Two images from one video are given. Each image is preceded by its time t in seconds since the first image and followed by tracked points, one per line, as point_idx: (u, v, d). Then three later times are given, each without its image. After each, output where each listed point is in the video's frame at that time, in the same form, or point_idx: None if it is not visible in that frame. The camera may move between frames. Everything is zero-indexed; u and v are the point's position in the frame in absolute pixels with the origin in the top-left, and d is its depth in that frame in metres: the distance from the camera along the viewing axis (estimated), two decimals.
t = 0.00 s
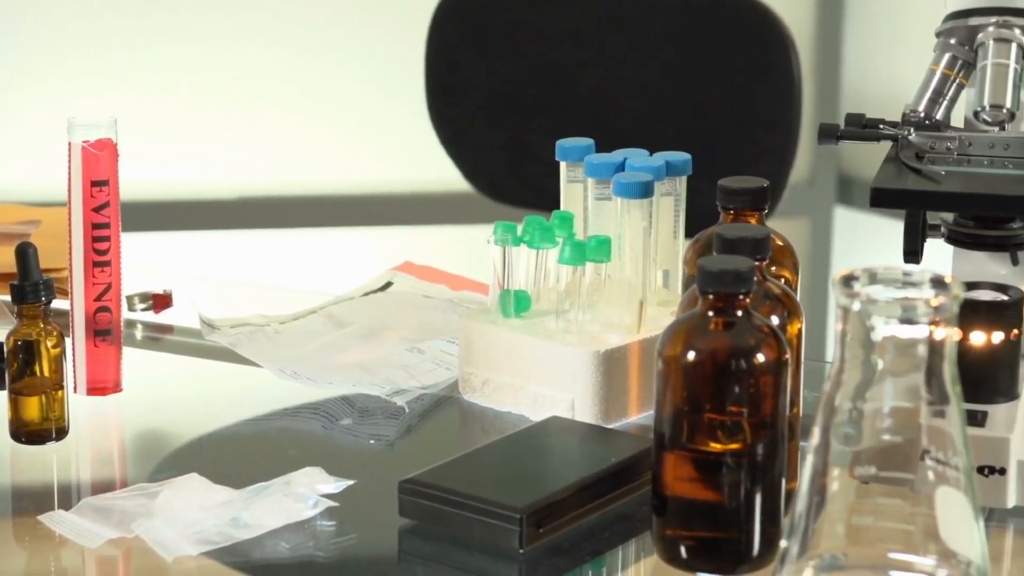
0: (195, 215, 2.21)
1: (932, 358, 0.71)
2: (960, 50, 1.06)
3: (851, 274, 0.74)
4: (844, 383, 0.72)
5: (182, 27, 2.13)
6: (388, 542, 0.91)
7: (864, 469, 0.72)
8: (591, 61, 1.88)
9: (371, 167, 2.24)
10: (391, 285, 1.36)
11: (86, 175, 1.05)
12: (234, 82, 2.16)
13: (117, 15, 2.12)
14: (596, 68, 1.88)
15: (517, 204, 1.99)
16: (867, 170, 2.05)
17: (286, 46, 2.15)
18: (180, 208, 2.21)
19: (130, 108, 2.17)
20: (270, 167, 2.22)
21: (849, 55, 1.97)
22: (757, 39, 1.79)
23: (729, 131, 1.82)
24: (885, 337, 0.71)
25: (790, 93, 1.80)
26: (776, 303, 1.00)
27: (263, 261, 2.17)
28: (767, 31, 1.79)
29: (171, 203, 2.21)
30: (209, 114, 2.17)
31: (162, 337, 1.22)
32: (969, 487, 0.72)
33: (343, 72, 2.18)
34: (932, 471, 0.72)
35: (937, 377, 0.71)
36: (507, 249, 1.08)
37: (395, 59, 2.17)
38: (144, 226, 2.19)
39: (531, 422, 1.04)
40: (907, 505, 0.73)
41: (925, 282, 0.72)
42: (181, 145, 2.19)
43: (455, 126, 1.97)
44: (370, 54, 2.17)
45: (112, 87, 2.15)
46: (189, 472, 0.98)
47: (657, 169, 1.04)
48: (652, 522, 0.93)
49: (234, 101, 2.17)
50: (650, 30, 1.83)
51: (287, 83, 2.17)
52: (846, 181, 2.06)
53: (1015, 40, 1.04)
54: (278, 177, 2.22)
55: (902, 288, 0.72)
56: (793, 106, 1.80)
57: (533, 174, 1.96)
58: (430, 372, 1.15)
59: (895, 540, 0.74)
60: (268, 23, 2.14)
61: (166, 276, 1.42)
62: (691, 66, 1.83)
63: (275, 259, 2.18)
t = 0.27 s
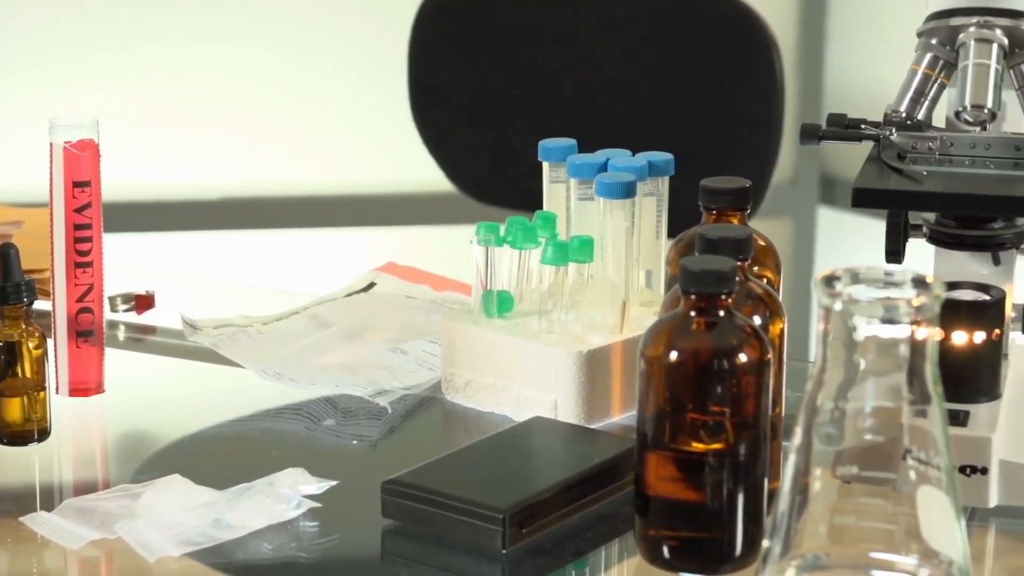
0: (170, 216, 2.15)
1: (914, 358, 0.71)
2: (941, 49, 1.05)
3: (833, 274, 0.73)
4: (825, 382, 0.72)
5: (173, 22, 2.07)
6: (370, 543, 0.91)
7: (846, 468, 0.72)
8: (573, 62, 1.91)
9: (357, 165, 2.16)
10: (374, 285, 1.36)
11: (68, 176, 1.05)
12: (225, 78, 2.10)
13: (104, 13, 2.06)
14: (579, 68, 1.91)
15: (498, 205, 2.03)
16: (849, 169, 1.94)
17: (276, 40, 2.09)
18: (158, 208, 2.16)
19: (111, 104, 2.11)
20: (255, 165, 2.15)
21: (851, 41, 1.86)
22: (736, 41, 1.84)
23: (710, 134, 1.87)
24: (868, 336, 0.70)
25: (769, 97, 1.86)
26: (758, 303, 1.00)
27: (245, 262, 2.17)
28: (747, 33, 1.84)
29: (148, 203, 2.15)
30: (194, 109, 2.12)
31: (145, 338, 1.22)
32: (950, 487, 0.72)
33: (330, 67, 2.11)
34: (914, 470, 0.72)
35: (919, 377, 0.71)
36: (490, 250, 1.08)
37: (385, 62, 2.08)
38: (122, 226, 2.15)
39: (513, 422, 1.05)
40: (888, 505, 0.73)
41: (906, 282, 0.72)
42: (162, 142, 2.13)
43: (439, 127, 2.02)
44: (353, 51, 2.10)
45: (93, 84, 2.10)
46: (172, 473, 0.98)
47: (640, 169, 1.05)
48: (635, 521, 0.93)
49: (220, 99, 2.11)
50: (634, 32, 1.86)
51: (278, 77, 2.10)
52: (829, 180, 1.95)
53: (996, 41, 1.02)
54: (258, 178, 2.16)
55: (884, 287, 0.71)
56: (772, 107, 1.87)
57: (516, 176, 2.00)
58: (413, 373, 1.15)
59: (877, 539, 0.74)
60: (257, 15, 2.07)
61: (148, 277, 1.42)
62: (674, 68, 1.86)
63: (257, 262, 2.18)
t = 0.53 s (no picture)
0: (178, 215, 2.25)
1: (896, 358, 0.70)
2: (923, 50, 1.05)
3: (815, 274, 0.72)
4: (808, 382, 0.71)
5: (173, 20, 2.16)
6: (353, 544, 0.91)
7: (829, 468, 0.70)
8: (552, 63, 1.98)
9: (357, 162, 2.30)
10: (358, 286, 1.35)
11: (50, 177, 1.05)
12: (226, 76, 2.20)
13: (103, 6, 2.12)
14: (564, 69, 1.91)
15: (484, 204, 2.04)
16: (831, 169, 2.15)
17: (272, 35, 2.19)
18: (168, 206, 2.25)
19: (113, 100, 2.18)
20: (267, 167, 2.27)
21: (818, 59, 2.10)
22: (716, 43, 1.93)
23: (695, 129, 1.94)
24: (851, 337, 0.69)
25: (749, 98, 1.96)
26: (741, 303, 1.00)
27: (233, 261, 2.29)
28: (727, 33, 1.93)
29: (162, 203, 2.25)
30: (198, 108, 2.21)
31: (128, 339, 1.22)
32: (932, 486, 0.71)
33: (335, 79, 2.24)
34: (896, 470, 0.71)
35: (901, 377, 0.70)
36: (473, 251, 1.07)
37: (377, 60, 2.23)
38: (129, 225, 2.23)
39: (496, 424, 1.04)
40: (871, 505, 0.71)
41: (888, 282, 0.70)
42: (173, 142, 2.23)
43: (423, 126, 2.02)
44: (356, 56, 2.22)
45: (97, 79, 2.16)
46: (154, 474, 0.98)
47: (622, 169, 1.05)
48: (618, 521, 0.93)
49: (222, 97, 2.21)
50: (612, 35, 1.95)
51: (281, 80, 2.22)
52: (811, 180, 2.16)
53: (977, 41, 1.02)
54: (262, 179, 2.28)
55: (865, 288, 0.70)
56: (756, 104, 1.96)
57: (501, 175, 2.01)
58: (396, 374, 1.15)
59: (860, 540, 0.73)
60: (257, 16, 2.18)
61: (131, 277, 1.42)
62: (655, 68, 1.94)
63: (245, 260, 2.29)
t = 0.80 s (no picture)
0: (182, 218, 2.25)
1: (878, 358, 0.70)
2: (905, 51, 1.04)
3: (798, 274, 0.72)
4: (791, 383, 0.70)
5: (175, 22, 2.16)
6: (337, 545, 0.91)
7: (812, 469, 0.70)
8: (541, 63, 1.96)
9: (350, 168, 2.26)
10: (342, 287, 1.35)
11: (32, 178, 1.04)
12: (229, 79, 2.20)
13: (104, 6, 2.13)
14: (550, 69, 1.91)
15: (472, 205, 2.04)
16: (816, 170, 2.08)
17: (266, 40, 2.18)
18: (173, 210, 2.25)
19: (115, 102, 2.18)
20: (268, 168, 2.25)
21: (802, 59, 2.02)
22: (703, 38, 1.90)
23: (681, 132, 1.92)
24: (833, 337, 0.69)
25: (735, 96, 1.91)
26: (724, 304, 1.00)
27: (224, 263, 2.26)
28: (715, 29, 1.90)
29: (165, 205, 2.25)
30: (199, 111, 2.21)
31: (112, 341, 1.21)
32: (915, 486, 0.71)
33: (316, 76, 2.21)
34: (879, 471, 0.70)
35: (884, 377, 0.70)
36: (457, 252, 1.07)
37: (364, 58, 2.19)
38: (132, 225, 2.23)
39: (480, 425, 1.04)
40: (854, 505, 0.71)
41: (871, 283, 0.70)
42: (174, 143, 2.22)
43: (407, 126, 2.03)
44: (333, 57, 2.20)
45: (98, 81, 2.16)
46: (138, 476, 0.97)
47: (606, 170, 1.05)
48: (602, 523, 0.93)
49: (222, 99, 2.21)
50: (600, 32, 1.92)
51: (275, 81, 2.20)
52: (796, 181, 2.09)
53: (960, 42, 1.01)
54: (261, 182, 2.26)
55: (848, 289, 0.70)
56: (739, 102, 1.92)
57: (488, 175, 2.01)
58: (380, 375, 1.14)
59: (842, 540, 0.73)
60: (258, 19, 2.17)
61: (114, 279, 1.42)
62: (640, 69, 1.91)
63: (235, 260, 2.27)
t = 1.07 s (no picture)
0: (171, 218, 2.22)
1: (864, 359, 0.71)
2: (891, 53, 1.04)
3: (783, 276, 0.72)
4: (778, 384, 0.71)
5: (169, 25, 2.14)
6: (324, 548, 0.91)
7: (798, 471, 0.71)
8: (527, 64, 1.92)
9: (336, 170, 2.25)
10: (328, 289, 1.35)
11: (18, 180, 1.04)
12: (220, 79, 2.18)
13: (100, 9, 2.11)
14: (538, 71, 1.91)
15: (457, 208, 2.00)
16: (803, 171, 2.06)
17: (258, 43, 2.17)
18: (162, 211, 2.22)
19: (112, 106, 2.16)
20: (255, 169, 2.24)
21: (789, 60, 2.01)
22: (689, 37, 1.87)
23: (668, 132, 1.89)
24: (819, 338, 0.70)
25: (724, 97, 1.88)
26: (711, 306, 1.01)
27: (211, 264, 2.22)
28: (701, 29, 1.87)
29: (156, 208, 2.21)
30: (192, 113, 2.19)
31: (98, 343, 1.21)
32: (900, 487, 0.71)
33: (304, 78, 2.20)
34: (865, 472, 0.71)
35: (870, 379, 0.71)
36: (443, 254, 1.07)
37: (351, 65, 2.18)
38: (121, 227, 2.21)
39: (466, 426, 1.04)
40: (841, 506, 0.72)
41: (857, 284, 0.71)
42: (161, 146, 2.20)
43: (395, 129, 1.99)
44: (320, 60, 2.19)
45: (93, 86, 2.14)
46: (125, 478, 0.97)
47: (593, 172, 1.05)
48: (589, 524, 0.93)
49: (212, 103, 2.19)
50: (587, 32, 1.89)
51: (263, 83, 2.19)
52: (783, 183, 2.07)
53: (946, 44, 1.01)
54: (253, 180, 2.24)
55: (834, 290, 0.71)
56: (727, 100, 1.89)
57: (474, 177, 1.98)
58: (367, 377, 1.14)
59: (829, 541, 0.73)
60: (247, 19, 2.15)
61: (100, 281, 1.42)
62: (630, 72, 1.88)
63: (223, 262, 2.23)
